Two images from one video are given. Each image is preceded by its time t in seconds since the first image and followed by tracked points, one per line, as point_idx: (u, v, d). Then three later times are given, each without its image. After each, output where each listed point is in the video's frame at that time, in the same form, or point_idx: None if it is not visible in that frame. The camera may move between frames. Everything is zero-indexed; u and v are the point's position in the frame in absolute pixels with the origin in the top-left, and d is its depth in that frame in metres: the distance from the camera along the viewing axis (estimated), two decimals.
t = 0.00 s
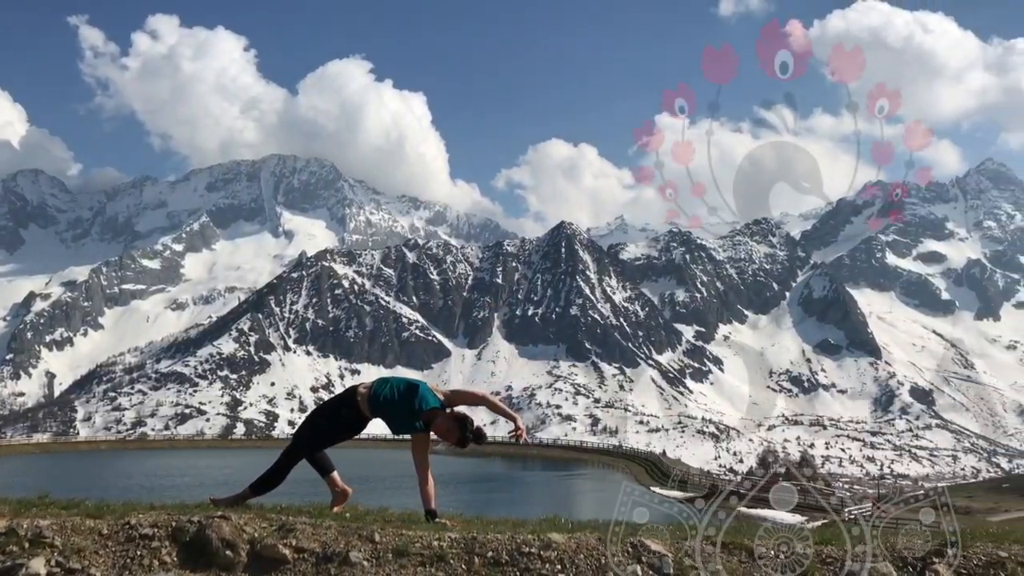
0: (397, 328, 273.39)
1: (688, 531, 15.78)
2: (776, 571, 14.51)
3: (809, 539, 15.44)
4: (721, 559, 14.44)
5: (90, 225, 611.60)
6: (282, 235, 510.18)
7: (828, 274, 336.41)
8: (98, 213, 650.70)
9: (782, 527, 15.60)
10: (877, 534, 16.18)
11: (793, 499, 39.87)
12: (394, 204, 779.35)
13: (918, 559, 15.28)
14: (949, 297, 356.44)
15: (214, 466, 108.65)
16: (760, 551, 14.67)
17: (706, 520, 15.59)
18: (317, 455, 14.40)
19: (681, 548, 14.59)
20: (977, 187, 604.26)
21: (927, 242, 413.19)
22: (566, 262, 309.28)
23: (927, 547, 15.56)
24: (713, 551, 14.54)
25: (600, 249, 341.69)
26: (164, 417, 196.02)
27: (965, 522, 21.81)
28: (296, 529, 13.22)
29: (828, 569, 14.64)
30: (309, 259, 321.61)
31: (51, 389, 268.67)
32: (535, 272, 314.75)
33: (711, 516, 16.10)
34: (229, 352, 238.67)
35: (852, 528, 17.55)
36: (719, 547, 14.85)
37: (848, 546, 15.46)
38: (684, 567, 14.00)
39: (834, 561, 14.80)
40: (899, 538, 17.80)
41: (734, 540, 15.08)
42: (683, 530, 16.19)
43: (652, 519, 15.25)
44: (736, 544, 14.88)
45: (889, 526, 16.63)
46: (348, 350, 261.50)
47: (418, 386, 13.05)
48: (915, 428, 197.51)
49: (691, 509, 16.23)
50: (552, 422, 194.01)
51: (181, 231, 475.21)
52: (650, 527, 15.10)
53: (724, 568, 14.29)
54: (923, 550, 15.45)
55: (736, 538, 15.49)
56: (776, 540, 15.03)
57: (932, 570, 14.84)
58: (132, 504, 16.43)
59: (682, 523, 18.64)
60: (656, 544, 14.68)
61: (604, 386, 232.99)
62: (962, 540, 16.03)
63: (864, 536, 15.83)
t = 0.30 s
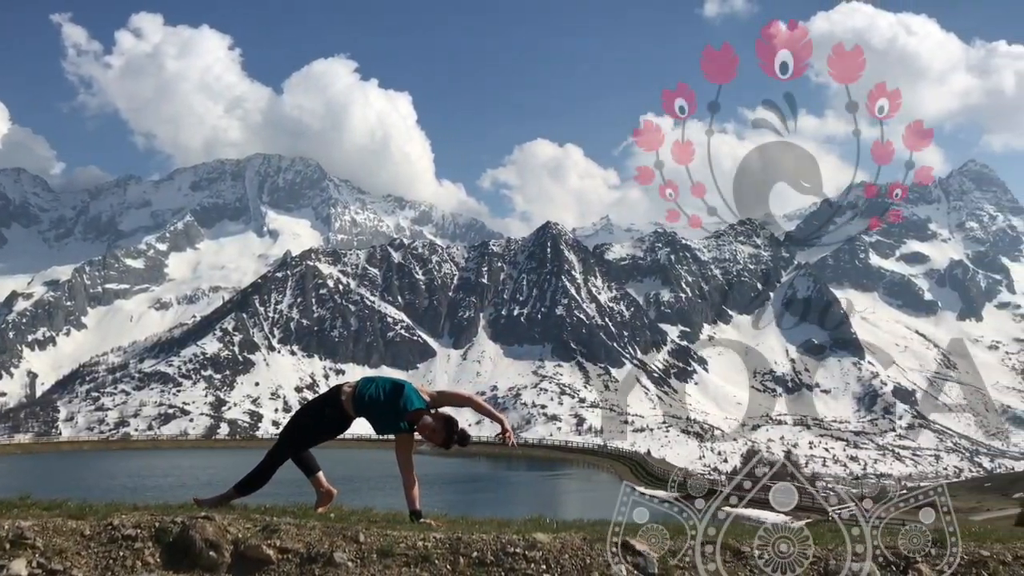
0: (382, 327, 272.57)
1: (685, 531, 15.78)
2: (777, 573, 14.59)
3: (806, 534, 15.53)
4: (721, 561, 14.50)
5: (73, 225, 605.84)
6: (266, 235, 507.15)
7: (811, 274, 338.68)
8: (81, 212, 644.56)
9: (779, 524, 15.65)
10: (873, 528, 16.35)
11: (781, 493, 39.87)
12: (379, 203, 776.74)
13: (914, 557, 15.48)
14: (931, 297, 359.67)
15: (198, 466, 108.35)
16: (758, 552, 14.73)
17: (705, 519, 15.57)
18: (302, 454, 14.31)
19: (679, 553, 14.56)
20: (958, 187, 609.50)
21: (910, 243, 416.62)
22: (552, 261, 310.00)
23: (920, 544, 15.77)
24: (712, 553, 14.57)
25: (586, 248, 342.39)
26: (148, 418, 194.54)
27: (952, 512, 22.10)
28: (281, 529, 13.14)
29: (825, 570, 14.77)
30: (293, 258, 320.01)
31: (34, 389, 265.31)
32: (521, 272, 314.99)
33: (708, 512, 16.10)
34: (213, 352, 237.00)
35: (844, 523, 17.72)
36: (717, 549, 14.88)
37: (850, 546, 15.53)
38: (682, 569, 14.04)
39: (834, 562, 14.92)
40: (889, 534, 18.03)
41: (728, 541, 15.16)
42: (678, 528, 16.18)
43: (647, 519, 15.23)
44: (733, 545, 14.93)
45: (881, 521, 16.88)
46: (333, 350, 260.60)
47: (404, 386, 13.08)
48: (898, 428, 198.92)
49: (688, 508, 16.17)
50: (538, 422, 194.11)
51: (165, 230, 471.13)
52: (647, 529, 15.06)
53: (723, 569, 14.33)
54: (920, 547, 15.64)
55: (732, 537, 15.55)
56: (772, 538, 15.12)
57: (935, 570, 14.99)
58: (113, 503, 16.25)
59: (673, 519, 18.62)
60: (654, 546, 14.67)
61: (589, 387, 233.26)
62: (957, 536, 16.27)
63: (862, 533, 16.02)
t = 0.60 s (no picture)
0: (367, 327, 272.02)
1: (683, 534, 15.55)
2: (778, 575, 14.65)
3: (801, 531, 15.48)
4: (722, 564, 14.57)
5: (55, 224, 599.86)
6: (250, 234, 504.48)
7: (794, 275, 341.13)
8: (63, 211, 638.51)
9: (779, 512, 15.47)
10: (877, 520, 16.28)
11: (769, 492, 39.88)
12: (364, 203, 774.64)
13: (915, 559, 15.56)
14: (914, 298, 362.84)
15: (182, 466, 107.89)
16: (760, 553, 14.73)
17: (703, 516, 15.26)
18: (287, 454, 14.25)
19: (680, 553, 14.65)
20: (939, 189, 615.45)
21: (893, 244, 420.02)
22: (537, 262, 310.87)
23: (918, 544, 15.80)
24: (712, 552, 14.69)
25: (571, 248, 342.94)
26: (131, 417, 192.82)
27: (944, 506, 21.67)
28: (264, 530, 13.07)
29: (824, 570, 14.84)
30: (278, 257, 318.39)
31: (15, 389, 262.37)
32: (506, 272, 315.35)
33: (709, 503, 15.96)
34: (197, 352, 235.27)
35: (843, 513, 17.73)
36: (718, 549, 14.92)
37: (845, 548, 15.62)
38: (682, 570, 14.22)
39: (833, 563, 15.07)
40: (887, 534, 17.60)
41: (724, 541, 15.13)
42: (675, 528, 15.97)
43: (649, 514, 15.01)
44: (728, 546, 14.92)
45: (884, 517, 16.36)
46: (317, 349, 259.71)
47: (389, 387, 12.97)
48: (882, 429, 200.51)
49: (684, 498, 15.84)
50: (523, 422, 194.34)
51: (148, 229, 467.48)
52: (646, 525, 14.87)
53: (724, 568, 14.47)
54: (916, 549, 15.75)
55: (734, 541, 15.35)
56: (773, 539, 15.03)
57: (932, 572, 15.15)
58: (93, 505, 16.02)
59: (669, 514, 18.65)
60: (647, 549, 14.55)
61: (575, 386, 233.54)
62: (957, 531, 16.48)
63: (859, 526, 15.97)
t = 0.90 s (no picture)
0: (352, 327, 271.43)
1: (683, 535, 15.47)
2: None
3: (803, 529, 15.26)
4: (724, 564, 14.69)
5: (37, 224, 593.60)
6: (235, 233, 501.45)
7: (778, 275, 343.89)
8: (45, 211, 631.93)
9: (781, 510, 15.29)
10: (881, 516, 15.90)
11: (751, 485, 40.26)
12: (349, 202, 771.81)
13: (912, 559, 15.64)
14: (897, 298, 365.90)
15: (165, 467, 107.15)
16: (758, 552, 14.72)
17: (702, 518, 15.09)
18: (272, 453, 14.18)
19: (679, 555, 14.72)
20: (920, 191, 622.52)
21: (876, 244, 423.27)
22: (523, 262, 311.04)
23: (918, 543, 15.78)
24: (713, 553, 14.79)
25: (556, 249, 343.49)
26: (114, 417, 190.96)
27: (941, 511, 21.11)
28: (248, 529, 12.99)
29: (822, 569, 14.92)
30: (262, 257, 316.75)
31: None
32: (491, 272, 315.75)
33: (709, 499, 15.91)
34: (180, 352, 233.39)
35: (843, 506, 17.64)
36: (720, 552, 14.92)
37: (843, 548, 15.57)
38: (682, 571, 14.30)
39: (833, 561, 15.18)
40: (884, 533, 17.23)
41: (721, 542, 14.98)
42: (672, 527, 15.69)
43: (651, 514, 14.90)
44: (723, 549, 14.89)
45: (886, 516, 15.85)
46: (302, 349, 258.84)
47: (370, 388, 12.90)
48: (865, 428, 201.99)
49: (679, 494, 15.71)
50: (508, 422, 194.51)
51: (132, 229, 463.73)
52: (647, 523, 14.80)
53: (723, 568, 14.63)
54: (917, 546, 15.75)
55: (729, 542, 15.20)
56: (772, 537, 14.96)
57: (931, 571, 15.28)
58: (77, 506, 15.91)
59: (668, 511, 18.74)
60: (647, 551, 14.50)
61: (560, 386, 233.71)
62: (956, 527, 16.47)
63: (860, 521, 15.83)
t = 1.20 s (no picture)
0: (337, 327, 270.52)
1: (681, 535, 15.37)
2: (775, 574, 14.60)
3: (807, 529, 15.04)
4: (723, 565, 14.72)
5: (18, 224, 587.24)
6: (219, 233, 498.29)
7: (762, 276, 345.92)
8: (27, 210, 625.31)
9: (786, 510, 15.05)
10: (879, 519, 15.75)
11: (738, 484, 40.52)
12: (335, 201, 769.50)
13: (910, 562, 15.68)
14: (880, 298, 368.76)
15: (148, 467, 106.79)
16: (759, 552, 14.61)
17: (701, 518, 14.93)
18: (256, 455, 14.06)
19: (677, 557, 14.74)
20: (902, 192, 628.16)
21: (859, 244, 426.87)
22: (509, 262, 311.41)
23: (917, 542, 15.77)
24: (711, 554, 14.76)
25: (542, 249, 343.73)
26: (97, 418, 189.19)
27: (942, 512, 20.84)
28: (234, 530, 12.91)
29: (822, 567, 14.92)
30: (246, 256, 314.97)
31: None
32: (477, 272, 315.72)
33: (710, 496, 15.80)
34: (164, 352, 231.58)
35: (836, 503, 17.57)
36: (718, 551, 14.92)
37: (841, 547, 15.59)
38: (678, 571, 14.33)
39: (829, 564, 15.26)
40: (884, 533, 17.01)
41: (720, 541, 14.98)
42: (669, 525, 15.66)
43: (649, 515, 14.89)
44: (721, 544, 14.94)
45: (888, 516, 15.67)
46: (287, 349, 257.63)
47: (358, 389, 12.87)
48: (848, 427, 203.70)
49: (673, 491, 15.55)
50: (493, 422, 194.52)
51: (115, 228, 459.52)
52: (646, 522, 14.75)
53: (721, 568, 14.67)
54: (914, 548, 15.73)
55: (729, 540, 15.19)
56: (773, 537, 14.72)
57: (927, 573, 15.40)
58: (62, 507, 15.84)
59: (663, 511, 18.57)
60: (642, 554, 14.48)
61: (546, 386, 233.78)
62: (953, 526, 16.47)
63: (861, 521, 15.70)
